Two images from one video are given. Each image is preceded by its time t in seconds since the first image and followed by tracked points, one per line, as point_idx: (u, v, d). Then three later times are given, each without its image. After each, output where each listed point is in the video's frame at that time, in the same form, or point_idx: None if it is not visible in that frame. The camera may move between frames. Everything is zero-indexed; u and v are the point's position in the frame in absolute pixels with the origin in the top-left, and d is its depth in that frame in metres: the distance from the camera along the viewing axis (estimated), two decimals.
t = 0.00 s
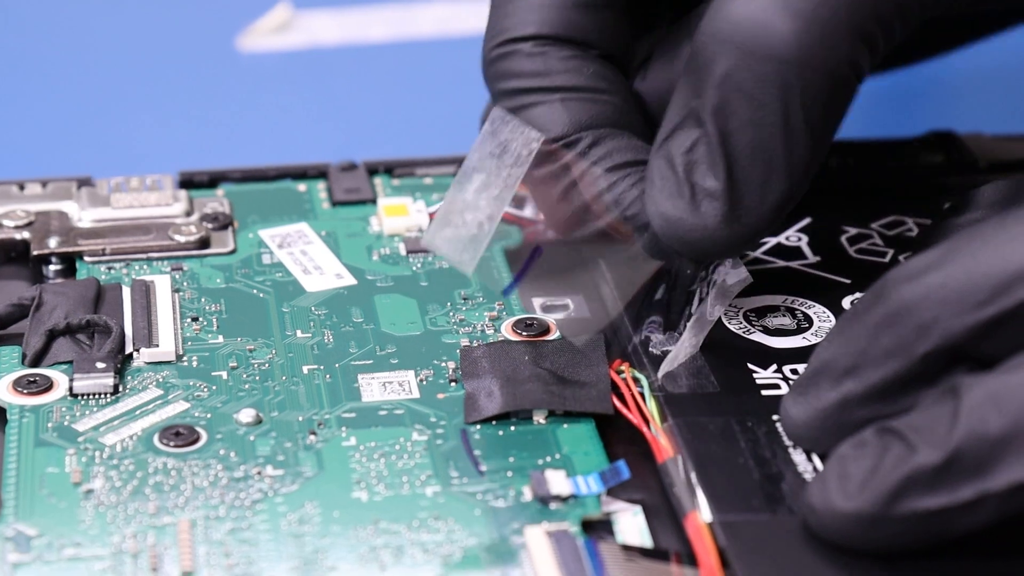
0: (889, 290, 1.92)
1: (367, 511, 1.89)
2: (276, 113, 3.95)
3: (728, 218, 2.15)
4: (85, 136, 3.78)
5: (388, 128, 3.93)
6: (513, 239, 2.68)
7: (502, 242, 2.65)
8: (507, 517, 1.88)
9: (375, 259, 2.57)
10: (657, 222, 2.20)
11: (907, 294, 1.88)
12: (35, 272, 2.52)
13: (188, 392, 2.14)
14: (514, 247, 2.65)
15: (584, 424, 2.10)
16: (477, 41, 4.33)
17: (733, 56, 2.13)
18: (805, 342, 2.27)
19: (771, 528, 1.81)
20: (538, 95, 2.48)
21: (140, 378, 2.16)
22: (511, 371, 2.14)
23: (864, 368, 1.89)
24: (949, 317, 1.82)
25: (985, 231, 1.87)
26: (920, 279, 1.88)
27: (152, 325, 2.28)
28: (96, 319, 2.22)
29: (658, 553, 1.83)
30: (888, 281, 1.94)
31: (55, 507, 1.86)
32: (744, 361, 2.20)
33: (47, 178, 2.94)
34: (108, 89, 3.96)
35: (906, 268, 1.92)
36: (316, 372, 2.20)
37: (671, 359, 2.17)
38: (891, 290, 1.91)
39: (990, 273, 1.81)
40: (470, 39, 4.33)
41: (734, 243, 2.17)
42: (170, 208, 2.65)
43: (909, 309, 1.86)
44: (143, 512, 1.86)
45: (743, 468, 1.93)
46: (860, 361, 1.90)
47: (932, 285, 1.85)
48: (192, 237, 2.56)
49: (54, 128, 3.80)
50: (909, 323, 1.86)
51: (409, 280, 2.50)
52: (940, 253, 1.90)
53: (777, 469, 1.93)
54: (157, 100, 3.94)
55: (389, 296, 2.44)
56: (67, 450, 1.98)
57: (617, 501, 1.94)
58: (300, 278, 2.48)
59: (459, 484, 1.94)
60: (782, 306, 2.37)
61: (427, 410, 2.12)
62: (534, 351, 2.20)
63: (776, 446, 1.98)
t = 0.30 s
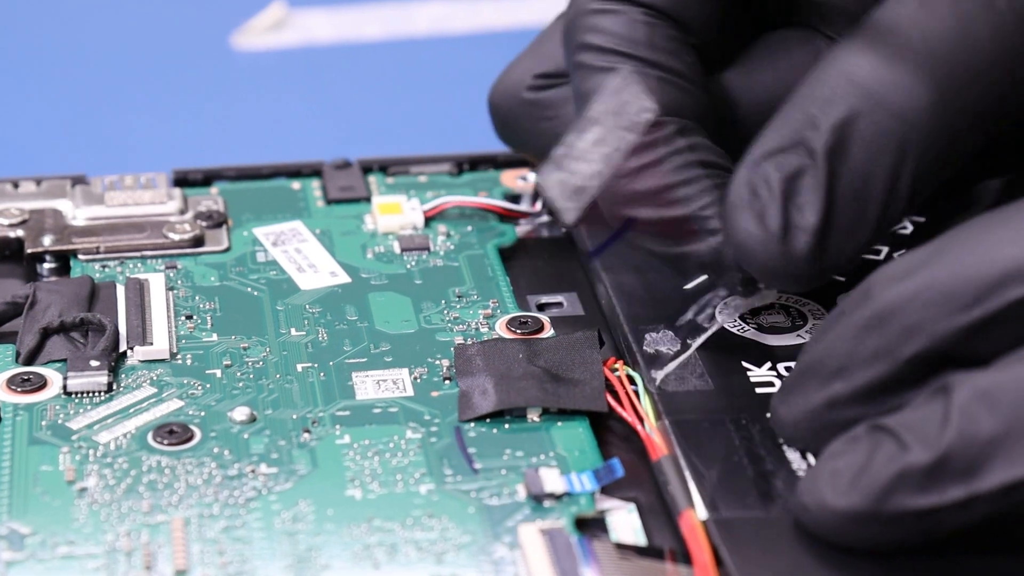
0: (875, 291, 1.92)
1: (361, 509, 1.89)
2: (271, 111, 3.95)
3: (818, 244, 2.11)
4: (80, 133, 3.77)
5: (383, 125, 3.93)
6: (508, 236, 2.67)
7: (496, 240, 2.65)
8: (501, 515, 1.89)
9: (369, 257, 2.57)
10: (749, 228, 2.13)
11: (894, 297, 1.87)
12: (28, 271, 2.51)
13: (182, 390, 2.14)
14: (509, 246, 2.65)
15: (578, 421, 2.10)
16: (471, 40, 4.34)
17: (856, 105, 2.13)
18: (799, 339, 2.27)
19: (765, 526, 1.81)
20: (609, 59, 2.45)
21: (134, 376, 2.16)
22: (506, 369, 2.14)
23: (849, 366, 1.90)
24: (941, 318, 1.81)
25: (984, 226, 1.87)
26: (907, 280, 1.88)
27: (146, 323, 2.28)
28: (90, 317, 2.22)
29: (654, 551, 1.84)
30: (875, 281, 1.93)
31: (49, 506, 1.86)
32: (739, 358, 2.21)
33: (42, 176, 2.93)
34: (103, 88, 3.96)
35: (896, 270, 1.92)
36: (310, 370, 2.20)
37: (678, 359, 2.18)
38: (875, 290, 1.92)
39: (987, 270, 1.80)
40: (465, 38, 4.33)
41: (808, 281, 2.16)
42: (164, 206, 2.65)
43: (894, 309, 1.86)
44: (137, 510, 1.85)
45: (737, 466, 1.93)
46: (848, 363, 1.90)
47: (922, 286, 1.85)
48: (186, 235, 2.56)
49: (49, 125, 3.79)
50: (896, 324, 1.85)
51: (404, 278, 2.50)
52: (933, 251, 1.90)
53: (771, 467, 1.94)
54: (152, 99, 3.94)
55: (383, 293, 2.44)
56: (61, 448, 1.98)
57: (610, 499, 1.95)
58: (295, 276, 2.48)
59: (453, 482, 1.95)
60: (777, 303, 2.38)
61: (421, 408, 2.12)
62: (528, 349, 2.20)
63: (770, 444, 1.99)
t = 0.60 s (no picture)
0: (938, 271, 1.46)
1: (355, 509, 1.89)
2: (266, 112, 3.95)
3: (952, 147, 1.30)
4: (75, 134, 3.77)
5: (378, 125, 3.93)
6: (502, 237, 2.68)
7: (491, 241, 2.65)
8: (495, 514, 1.89)
9: (363, 258, 2.57)
10: (624, 194, 1.31)
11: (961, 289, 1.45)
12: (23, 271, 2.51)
13: (176, 390, 2.14)
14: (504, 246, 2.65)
15: (573, 421, 2.10)
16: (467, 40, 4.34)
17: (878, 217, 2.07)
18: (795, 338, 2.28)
19: (759, 524, 1.82)
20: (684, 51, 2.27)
21: (128, 376, 2.16)
22: (500, 369, 2.14)
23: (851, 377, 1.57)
24: None
25: (873, 61, 1.29)
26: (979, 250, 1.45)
27: (140, 323, 2.28)
28: (84, 318, 2.22)
29: (648, 550, 1.85)
30: (692, 128, 1.28)
31: (42, 506, 1.86)
32: (734, 357, 2.21)
33: (36, 177, 2.93)
34: (98, 89, 3.95)
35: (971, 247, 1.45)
36: (304, 370, 2.20)
37: (681, 359, 2.17)
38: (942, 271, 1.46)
39: None
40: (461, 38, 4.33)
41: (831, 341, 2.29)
42: (159, 207, 2.64)
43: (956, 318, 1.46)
44: (131, 510, 1.85)
45: (731, 465, 1.94)
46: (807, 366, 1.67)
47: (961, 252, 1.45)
48: (180, 236, 2.55)
49: (44, 126, 3.79)
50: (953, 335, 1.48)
51: (398, 278, 2.51)
52: None
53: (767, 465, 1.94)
54: (148, 100, 3.94)
55: (378, 294, 2.44)
56: (54, 449, 1.98)
57: (604, 499, 1.96)
58: (289, 277, 2.48)
59: (447, 482, 1.95)
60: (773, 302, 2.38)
61: (415, 408, 2.12)
62: (522, 349, 2.20)
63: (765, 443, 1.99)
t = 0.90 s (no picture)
0: (637, 276, 1.51)
1: (353, 507, 1.89)
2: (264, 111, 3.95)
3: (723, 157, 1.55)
4: (73, 133, 3.77)
5: (377, 125, 3.92)
6: (500, 235, 2.67)
7: (489, 239, 2.65)
8: (493, 512, 1.89)
9: (361, 256, 2.57)
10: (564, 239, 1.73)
11: (661, 287, 1.47)
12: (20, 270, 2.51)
13: (174, 388, 2.14)
14: (501, 244, 2.65)
15: (571, 418, 2.11)
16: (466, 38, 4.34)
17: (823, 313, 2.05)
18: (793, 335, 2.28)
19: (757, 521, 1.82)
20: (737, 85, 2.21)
21: (125, 374, 2.16)
22: (498, 367, 2.14)
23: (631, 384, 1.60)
24: (788, 334, 1.44)
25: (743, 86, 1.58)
26: (701, 252, 1.47)
27: (138, 322, 2.27)
28: (81, 316, 2.22)
29: (645, 548, 1.84)
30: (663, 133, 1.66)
31: (40, 505, 1.86)
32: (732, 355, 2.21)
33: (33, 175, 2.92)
34: (96, 88, 3.95)
35: (689, 248, 1.48)
36: (302, 368, 2.20)
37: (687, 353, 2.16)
38: (641, 275, 1.50)
39: (866, 262, 1.43)
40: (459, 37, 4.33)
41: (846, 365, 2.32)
42: (156, 205, 2.64)
43: (650, 333, 1.49)
44: (128, 508, 1.85)
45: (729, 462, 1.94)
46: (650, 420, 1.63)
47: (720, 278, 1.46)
48: (178, 234, 2.55)
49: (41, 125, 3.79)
50: (667, 351, 1.48)
51: (396, 276, 2.51)
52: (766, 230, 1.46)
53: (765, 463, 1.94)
54: (145, 99, 3.94)
55: (375, 292, 2.44)
56: (52, 447, 1.98)
57: (603, 496, 1.95)
58: (287, 275, 2.48)
59: (445, 480, 1.95)
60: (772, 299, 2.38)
61: (413, 406, 2.12)
62: (520, 347, 2.20)
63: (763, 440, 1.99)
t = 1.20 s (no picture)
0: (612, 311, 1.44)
1: (352, 508, 1.89)
2: (263, 110, 3.95)
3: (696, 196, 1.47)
4: (72, 132, 3.76)
5: (376, 124, 3.92)
6: (499, 235, 2.67)
7: (488, 238, 2.65)
8: (491, 513, 1.89)
9: (360, 256, 2.57)
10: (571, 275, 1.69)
11: (636, 325, 1.40)
12: (19, 269, 2.51)
13: (173, 389, 2.14)
14: (501, 244, 2.65)
15: (570, 420, 2.11)
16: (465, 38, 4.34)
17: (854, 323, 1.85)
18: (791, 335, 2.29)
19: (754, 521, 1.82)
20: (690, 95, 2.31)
21: (124, 374, 2.16)
22: (498, 368, 2.15)
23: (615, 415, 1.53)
24: (763, 382, 1.37)
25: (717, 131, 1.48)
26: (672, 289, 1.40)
27: (137, 322, 2.28)
28: (81, 316, 2.22)
29: (645, 550, 1.86)
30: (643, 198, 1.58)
31: (39, 505, 1.86)
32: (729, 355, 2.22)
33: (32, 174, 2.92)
34: (94, 88, 3.95)
35: (659, 287, 1.41)
36: (300, 368, 2.20)
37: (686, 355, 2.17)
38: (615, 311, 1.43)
39: (825, 311, 1.34)
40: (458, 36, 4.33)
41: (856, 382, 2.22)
42: (155, 205, 2.64)
43: (626, 373, 1.42)
44: (127, 509, 1.86)
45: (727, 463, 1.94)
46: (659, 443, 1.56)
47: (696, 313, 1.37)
48: (177, 234, 2.55)
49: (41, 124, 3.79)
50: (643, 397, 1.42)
51: (395, 276, 2.50)
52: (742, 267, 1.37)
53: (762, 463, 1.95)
54: (144, 99, 3.94)
55: (374, 293, 2.44)
56: (51, 447, 1.98)
57: (601, 498, 1.96)
58: (286, 275, 2.48)
59: (444, 481, 1.95)
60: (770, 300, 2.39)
61: (412, 406, 2.12)
62: (519, 349, 2.20)
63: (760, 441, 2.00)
